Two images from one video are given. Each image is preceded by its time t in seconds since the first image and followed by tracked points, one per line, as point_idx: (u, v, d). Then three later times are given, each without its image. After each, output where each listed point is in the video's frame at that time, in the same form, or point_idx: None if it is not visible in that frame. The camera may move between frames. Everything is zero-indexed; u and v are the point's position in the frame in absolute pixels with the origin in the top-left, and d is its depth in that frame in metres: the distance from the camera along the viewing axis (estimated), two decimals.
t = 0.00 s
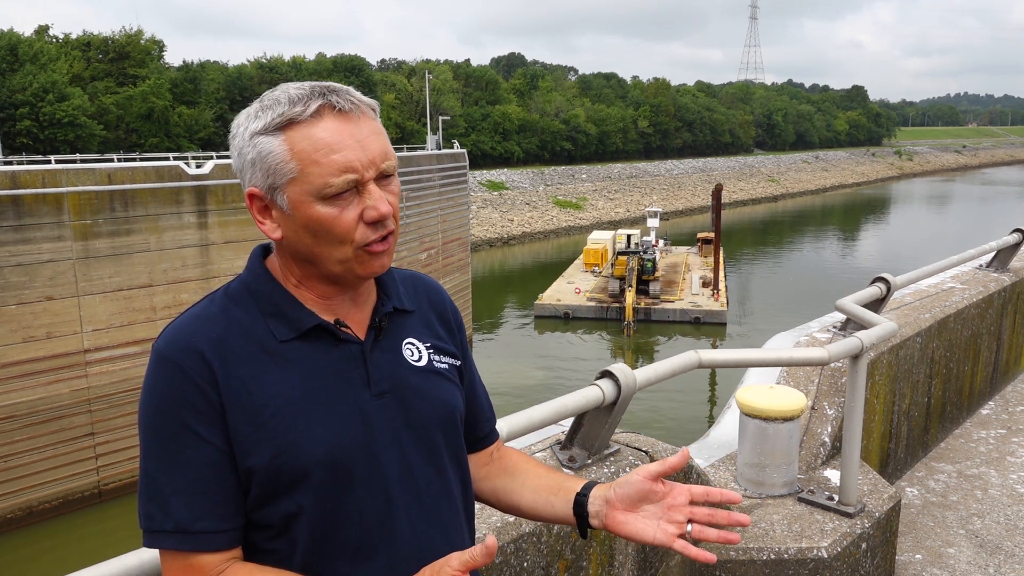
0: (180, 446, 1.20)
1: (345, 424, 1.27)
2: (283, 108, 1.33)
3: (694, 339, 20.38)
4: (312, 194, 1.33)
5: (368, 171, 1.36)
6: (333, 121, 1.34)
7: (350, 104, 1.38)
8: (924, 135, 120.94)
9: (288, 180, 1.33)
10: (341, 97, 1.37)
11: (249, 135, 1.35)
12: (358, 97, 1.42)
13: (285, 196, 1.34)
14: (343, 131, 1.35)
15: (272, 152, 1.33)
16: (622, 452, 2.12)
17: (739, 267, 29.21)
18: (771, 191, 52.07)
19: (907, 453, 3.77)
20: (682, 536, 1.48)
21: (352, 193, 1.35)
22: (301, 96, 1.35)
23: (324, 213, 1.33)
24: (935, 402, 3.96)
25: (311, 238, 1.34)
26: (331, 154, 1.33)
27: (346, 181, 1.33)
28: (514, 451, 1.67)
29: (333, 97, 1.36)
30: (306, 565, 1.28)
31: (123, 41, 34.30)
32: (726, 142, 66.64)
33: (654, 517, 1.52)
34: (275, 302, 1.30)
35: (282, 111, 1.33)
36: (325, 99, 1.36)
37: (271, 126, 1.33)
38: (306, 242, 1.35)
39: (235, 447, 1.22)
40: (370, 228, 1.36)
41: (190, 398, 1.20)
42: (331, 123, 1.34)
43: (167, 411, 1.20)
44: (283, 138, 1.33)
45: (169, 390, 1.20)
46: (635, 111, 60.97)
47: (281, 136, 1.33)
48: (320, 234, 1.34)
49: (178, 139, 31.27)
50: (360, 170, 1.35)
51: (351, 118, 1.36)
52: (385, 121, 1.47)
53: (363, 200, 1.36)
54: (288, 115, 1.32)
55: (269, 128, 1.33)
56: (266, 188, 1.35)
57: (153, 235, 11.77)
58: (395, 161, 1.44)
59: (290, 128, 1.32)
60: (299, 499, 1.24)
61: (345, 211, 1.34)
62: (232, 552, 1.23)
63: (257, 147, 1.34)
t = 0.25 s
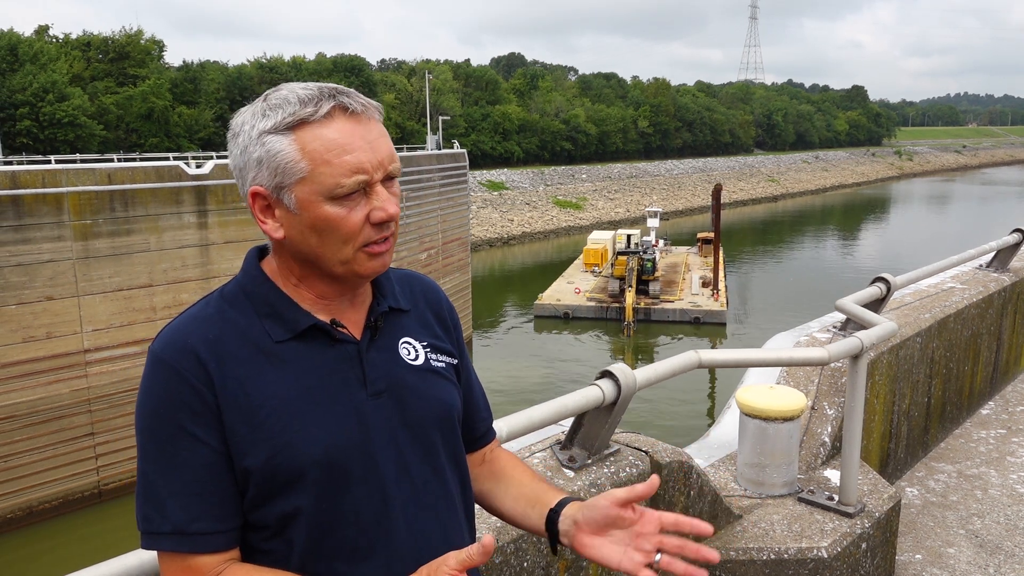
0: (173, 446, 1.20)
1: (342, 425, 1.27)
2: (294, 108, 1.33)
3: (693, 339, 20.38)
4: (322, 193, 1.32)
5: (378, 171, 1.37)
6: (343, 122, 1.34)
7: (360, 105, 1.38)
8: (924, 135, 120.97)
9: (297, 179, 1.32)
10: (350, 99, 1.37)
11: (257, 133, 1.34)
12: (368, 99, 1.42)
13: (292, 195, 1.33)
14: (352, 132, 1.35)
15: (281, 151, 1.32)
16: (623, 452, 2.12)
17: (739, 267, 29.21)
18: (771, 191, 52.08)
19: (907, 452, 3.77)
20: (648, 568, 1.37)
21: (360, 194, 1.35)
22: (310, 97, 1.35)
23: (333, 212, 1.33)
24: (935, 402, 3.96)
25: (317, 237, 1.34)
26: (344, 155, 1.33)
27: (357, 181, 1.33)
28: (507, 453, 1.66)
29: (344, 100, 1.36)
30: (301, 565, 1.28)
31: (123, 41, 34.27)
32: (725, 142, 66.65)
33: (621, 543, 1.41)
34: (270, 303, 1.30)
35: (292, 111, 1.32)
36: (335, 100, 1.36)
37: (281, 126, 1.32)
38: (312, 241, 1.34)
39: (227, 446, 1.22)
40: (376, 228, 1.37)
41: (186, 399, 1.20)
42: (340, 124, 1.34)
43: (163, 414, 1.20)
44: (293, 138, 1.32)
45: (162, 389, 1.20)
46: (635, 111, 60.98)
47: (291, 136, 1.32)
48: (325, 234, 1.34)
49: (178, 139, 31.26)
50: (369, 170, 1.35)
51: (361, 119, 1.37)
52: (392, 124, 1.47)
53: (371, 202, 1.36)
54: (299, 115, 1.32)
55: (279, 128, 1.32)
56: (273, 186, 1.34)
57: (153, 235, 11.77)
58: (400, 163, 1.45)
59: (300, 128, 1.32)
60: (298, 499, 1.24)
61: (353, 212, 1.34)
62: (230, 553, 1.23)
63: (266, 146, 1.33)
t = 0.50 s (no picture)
0: (175, 446, 1.20)
1: (347, 421, 1.27)
2: (298, 106, 1.32)
3: (693, 339, 20.38)
4: (327, 190, 1.32)
5: (381, 168, 1.37)
6: (345, 119, 1.34)
7: (362, 102, 1.38)
8: (924, 136, 121.00)
9: (302, 177, 1.32)
10: (353, 96, 1.37)
11: (261, 132, 1.33)
12: (371, 99, 1.42)
13: (297, 192, 1.33)
14: (354, 128, 1.34)
15: (287, 150, 1.32)
16: (622, 452, 2.12)
17: (739, 267, 29.21)
18: (770, 190, 52.07)
19: (907, 452, 3.77)
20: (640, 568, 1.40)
21: (365, 189, 1.35)
22: (312, 94, 1.35)
23: (337, 209, 1.33)
24: (934, 402, 3.96)
25: (321, 235, 1.34)
26: (349, 151, 1.33)
27: (362, 178, 1.33)
28: (504, 446, 1.66)
29: (346, 97, 1.37)
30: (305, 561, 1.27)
31: (123, 41, 34.22)
32: (725, 142, 66.65)
33: (615, 542, 1.45)
34: (269, 301, 1.30)
35: (296, 109, 1.32)
36: (337, 98, 1.35)
37: (285, 124, 1.32)
38: (316, 237, 1.34)
39: (229, 446, 1.22)
40: (379, 225, 1.37)
41: (189, 398, 1.20)
42: (344, 120, 1.34)
43: (166, 413, 1.19)
44: (297, 136, 1.32)
45: (161, 391, 1.20)
46: (635, 111, 60.97)
47: (295, 133, 1.32)
48: (329, 231, 1.34)
49: (178, 139, 31.24)
50: (374, 166, 1.35)
51: (362, 116, 1.37)
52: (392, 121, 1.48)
53: (375, 198, 1.36)
54: (304, 112, 1.32)
55: (283, 125, 1.32)
56: (277, 185, 1.33)
57: (153, 235, 11.76)
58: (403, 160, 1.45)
59: (304, 125, 1.32)
60: (300, 496, 1.24)
61: (358, 208, 1.34)
62: (238, 552, 1.23)
63: (269, 144, 1.32)
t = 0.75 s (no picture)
0: (209, 436, 1.16)
1: (362, 419, 1.28)
2: (289, 108, 1.32)
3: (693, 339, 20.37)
4: (320, 193, 1.32)
5: (376, 168, 1.37)
6: (338, 120, 1.34)
7: (354, 102, 1.38)
8: (925, 136, 120.93)
9: (294, 181, 1.32)
10: (344, 96, 1.37)
11: (253, 134, 1.33)
12: (362, 95, 1.42)
13: (291, 197, 1.32)
14: (347, 130, 1.34)
15: (278, 152, 1.31)
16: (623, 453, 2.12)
17: (739, 267, 29.19)
18: (771, 190, 52.03)
19: (907, 452, 3.77)
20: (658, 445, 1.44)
21: (359, 192, 1.35)
22: (304, 95, 1.34)
23: (332, 211, 1.33)
24: (934, 402, 3.96)
25: (318, 236, 1.34)
26: (341, 154, 1.33)
27: (355, 179, 1.33)
28: (502, 418, 1.69)
29: (338, 97, 1.36)
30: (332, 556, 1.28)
31: (123, 41, 34.21)
32: (725, 142, 66.60)
33: (631, 429, 1.48)
34: (279, 303, 1.30)
35: (287, 111, 1.32)
36: (329, 98, 1.35)
37: (277, 126, 1.31)
38: (312, 240, 1.34)
39: (267, 435, 1.20)
40: (377, 226, 1.37)
41: (217, 390, 1.17)
42: (335, 121, 1.34)
43: (192, 409, 1.16)
44: (290, 138, 1.31)
45: (187, 382, 1.17)
46: (635, 111, 60.93)
47: (286, 136, 1.31)
48: (327, 232, 1.34)
49: (178, 139, 31.24)
50: (368, 167, 1.35)
51: (355, 116, 1.36)
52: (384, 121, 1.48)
53: (370, 199, 1.36)
54: (294, 115, 1.31)
55: (274, 128, 1.32)
56: (271, 188, 1.33)
57: (153, 235, 11.76)
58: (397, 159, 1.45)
59: (296, 128, 1.31)
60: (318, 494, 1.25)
61: (353, 210, 1.34)
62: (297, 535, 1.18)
63: (261, 147, 1.32)
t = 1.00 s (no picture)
0: (241, 434, 1.15)
1: (375, 421, 1.29)
2: (273, 112, 1.31)
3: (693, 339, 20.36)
4: (308, 197, 1.32)
5: (364, 170, 1.36)
6: (324, 123, 1.33)
7: (339, 103, 1.36)
8: (925, 136, 120.89)
9: (282, 185, 1.32)
10: (328, 97, 1.35)
11: (239, 141, 1.33)
12: (349, 94, 1.41)
13: (280, 202, 1.33)
14: (334, 132, 1.33)
15: (264, 156, 1.31)
16: (622, 452, 2.11)
17: (739, 267, 29.18)
18: (771, 190, 52.02)
19: (907, 452, 3.77)
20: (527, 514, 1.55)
21: (347, 194, 1.34)
22: (289, 99, 1.33)
23: (320, 216, 1.33)
24: (935, 402, 3.96)
25: (310, 241, 1.34)
26: (324, 156, 1.32)
27: (342, 182, 1.33)
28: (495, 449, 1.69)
29: (322, 98, 1.35)
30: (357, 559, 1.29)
31: (123, 41, 34.20)
32: (725, 142, 66.57)
33: (508, 492, 1.58)
34: (286, 305, 1.29)
35: (271, 116, 1.31)
36: (313, 100, 1.34)
37: (262, 131, 1.31)
38: (304, 244, 1.34)
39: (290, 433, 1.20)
40: (368, 227, 1.37)
41: (240, 389, 1.16)
42: (320, 124, 1.33)
43: (218, 412, 1.15)
44: (274, 144, 1.31)
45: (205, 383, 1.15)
46: (635, 111, 60.93)
47: (271, 141, 1.31)
48: (319, 237, 1.33)
49: (178, 139, 31.24)
50: (354, 169, 1.34)
51: (341, 117, 1.35)
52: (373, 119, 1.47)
53: (359, 201, 1.35)
54: (278, 119, 1.31)
55: (258, 134, 1.31)
56: (260, 193, 1.33)
57: (153, 235, 11.76)
58: (388, 157, 1.44)
59: (280, 132, 1.31)
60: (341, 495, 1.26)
61: (342, 213, 1.34)
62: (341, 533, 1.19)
63: (247, 153, 1.32)
